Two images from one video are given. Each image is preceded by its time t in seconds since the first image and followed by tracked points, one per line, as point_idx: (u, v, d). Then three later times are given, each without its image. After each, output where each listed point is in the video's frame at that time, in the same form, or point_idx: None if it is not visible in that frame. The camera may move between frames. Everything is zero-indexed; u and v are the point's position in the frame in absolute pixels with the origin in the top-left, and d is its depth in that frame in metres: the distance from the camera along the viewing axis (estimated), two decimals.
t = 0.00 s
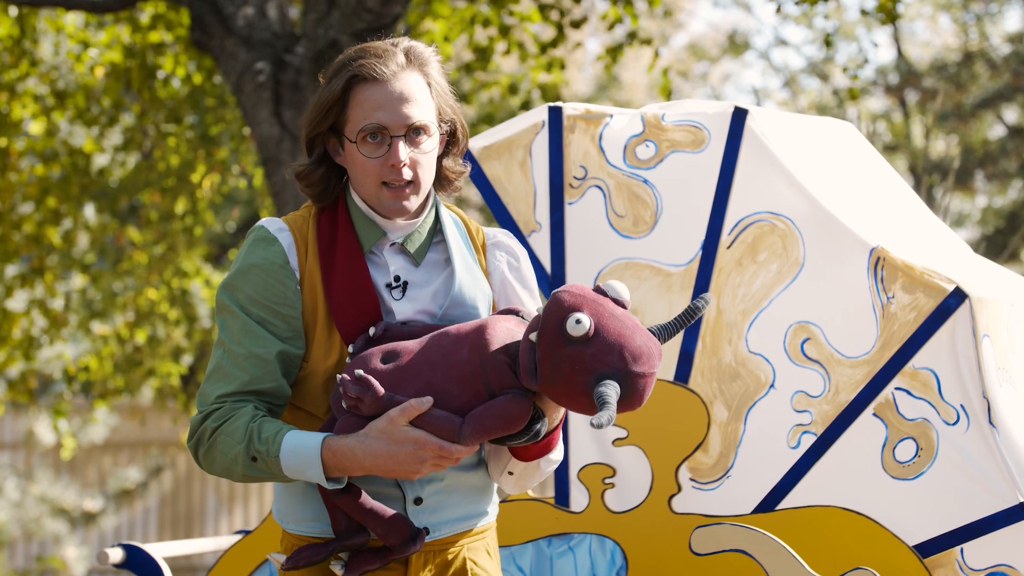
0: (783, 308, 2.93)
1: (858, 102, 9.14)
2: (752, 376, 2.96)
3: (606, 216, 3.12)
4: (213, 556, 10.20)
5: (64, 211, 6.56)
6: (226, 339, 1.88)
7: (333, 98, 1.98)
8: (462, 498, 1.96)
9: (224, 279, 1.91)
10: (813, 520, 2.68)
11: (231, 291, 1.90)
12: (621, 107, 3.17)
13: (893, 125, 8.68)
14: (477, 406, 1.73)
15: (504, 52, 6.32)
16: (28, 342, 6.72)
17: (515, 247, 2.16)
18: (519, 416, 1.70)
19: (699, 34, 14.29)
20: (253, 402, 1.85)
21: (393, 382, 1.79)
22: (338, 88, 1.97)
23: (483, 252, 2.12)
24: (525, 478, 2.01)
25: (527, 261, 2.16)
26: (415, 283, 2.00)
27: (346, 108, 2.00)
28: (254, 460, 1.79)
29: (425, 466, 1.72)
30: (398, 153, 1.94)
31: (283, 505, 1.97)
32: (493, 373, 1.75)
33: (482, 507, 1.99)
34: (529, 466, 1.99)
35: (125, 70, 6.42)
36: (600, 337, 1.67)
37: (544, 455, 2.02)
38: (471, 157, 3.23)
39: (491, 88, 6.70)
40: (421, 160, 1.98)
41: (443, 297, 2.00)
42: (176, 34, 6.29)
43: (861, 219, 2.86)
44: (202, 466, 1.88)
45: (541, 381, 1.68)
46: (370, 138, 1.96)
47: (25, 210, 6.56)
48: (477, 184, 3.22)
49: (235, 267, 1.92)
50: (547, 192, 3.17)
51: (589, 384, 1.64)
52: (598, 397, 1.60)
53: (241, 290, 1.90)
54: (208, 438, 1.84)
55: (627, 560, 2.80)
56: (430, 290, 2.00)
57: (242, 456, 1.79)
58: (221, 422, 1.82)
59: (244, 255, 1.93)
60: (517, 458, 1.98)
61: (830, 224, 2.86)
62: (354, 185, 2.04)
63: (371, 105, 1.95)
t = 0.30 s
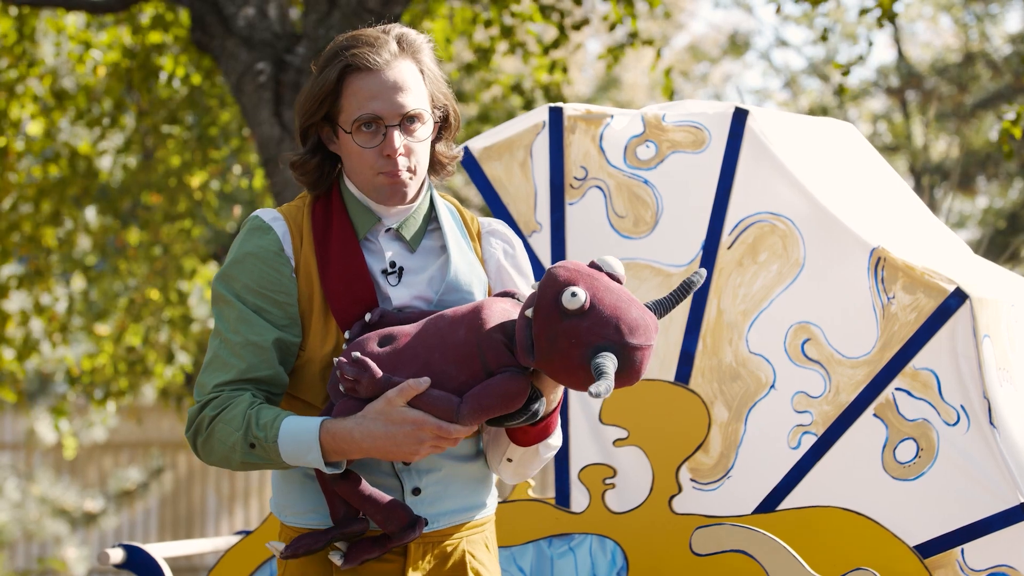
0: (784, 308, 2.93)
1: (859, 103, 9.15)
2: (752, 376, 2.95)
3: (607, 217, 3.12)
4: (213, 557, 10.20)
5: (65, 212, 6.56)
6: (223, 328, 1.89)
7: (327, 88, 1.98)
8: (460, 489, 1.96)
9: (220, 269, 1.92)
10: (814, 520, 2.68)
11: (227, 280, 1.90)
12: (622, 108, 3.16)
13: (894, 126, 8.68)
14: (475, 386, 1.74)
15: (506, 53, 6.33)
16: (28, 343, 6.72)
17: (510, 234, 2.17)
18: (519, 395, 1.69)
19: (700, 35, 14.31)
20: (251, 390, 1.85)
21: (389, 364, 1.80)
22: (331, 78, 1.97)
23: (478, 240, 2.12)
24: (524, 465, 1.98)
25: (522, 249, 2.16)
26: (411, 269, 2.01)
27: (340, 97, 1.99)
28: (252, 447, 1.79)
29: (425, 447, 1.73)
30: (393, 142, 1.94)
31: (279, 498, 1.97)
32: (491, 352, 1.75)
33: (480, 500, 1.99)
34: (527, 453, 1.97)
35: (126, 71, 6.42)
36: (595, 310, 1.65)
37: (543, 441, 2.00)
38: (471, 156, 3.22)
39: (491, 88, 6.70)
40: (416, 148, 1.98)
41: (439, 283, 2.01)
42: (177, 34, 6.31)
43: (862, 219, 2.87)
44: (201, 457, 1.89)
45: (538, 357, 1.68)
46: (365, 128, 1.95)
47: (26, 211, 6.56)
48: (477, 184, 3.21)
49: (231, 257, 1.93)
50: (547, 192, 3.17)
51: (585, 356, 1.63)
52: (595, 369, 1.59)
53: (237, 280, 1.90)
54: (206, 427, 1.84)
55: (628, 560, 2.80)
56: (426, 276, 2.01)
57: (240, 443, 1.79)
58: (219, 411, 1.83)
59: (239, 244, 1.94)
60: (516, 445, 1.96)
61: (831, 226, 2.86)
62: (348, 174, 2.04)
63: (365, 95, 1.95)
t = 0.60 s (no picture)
0: (784, 308, 2.93)
1: (859, 104, 9.15)
2: (752, 377, 2.95)
3: (607, 218, 3.12)
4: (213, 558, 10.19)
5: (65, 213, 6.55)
6: (219, 332, 1.89)
7: (321, 90, 1.99)
8: (456, 491, 1.96)
9: (216, 272, 1.93)
10: (813, 521, 2.68)
11: (222, 284, 1.91)
12: (622, 108, 3.16)
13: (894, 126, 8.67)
14: (472, 389, 1.74)
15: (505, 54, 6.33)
16: (28, 344, 6.71)
17: (506, 236, 2.16)
18: (514, 397, 1.69)
19: (700, 36, 14.30)
20: (247, 394, 1.86)
21: (386, 366, 1.80)
22: (324, 81, 1.98)
23: (473, 241, 2.12)
24: (520, 467, 1.98)
25: (518, 251, 2.16)
26: (406, 270, 2.01)
27: (334, 100, 2.00)
28: (249, 450, 1.80)
29: (421, 451, 1.73)
30: (388, 144, 1.95)
31: (276, 500, 1.97)
32: (487, 355, 1.75)
33: (476, 501, 1.99)
34: (523, 455, 1.96)
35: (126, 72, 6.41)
36: (591, 314, 1.66)
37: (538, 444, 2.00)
38: (471, 157, 3.22)
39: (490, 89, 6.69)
40: (410, 150, 1.99)
41: (434, 284, 2.01)
42: (178, 34, 6.31)
43: (862, 219, 2.87)
44: (198, 460, 1.89)
45: (534, 359, 1.67)
46: (359, 130, 1.96)
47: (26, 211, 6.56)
48: (478, 185, 3.21)
49: (227, 261, 1.94)
50: (548, 193, 3.17)
51: (582, 360, 1.64)
52: (592, 373, 1.60)
53: (233, 283, 1.91)
54: (202, 431, 1.85)
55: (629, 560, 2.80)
56: (421, 277, 2.01)
57: (237, 447, 1.80)
58: (216, 415, 1.83)
59: (235, 248, 1.94)
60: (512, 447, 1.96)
61: (831, 226, 2.86)
62: (342, 175, 2.05)
63: (359, 97, 1.96)
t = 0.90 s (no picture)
0: (784, 310, 2.93)
1: (859, 106, 9.18)
2: (753, 379, 2.95)
3: (608, 220, 3.11)
4: (214, 559, 10.20)
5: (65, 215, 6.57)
6: (215, 333, 1.89)
7: (318, 92, 2.00)
8: (452, 493, 1.96)
9: (213, 274, 1.93)
10: (812, 524, 2.69)
11: (219, 285, 1.92)
12: (623, 110, 3.16)
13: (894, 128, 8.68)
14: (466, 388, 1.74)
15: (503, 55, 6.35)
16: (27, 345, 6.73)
17: (504, 239, 2.16)
18: (508, 398, 1.70)
19: (700, 37, 14.31)
20: (242, 395, 1.86)
21: (381, 365, 1.80)
22: (322, 82, 1.98)
23: (470, 245, 2.12)
24: (516, 470, 1.98)
25: (516, 254, 2.15)
26: (403, 274, 2.01)
27: (331, 102, 2.01)
28: (243, 450, 1.80)
29: (415, 450, 1.73)
30: (385, 147, 1.96)
31: (272, 503, 1.97)
32: (482, 356, 1.75)
33: (474, 504, 1.99)
34: (519, 458, 1.97)
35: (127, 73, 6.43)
36: (586, 314, 1.66)
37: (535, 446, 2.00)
38: (471, 159, 3.22)
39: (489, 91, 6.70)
40: (408, 153, 2.00)
41: (431, 287, 2.00)
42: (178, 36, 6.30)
43: (862, 220, 2.87)
44: (194, 461, 1.89)
45: (529, 360, 1.67)
46: (356, 132, 1.97)
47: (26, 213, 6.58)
48: (478, 186, 3.20)
49: (223, 263, 1.94)
50: (548, 195, 3.17)
51: (576, 360, 1.63)
52: (585, 372, 1.60)
53: (229, 285, 1.91)
54: (197, 431, 1.85)
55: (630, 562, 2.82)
56: (418, 281, 2.00)
57: (232, 447, 1.80)
58: (211, 415, 1.83)
59: (232, 250, 1.94)
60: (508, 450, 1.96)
61: (830, 227, 2.86)
62: (340, 178, 2.06)
63: (357, 99, 1.97)
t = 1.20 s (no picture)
0: (785, 313, 2.92)
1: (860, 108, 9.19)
2: (753, 381, 2.95)
3: (608, 222, 3.11)
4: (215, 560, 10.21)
5: (66, 216, 6.58)
6: (209, 332, 1.90)
7: (327, 106, 1.98)
8: (444, 501, 1.95)
9: (209, 274, 1.94)
10: (810, 526, 2.70)
11: (214, 285, 1.92)
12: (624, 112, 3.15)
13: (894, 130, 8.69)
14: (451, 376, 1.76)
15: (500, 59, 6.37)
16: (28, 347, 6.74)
17: (504, 248, 2.16)
18: (493, 386, 1.72)
19: (701, 40, 14.31)
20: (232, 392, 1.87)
21: (367, 354, 1.81)
22: (330, 96, 1.98)
23: (469, 254, 2.12)
24: (517, 477, 2.02)
25: (516, 262, 2.14)
26: (397, 281, 2.01)
27: (338, 116, 2.00)
28: (229, 441, 1.81)
29: (396, 437, 1.74)
30: (395, 161, 1.96)
31: (264, 507, 1.97)
32: (469, 347, 1.76)
33: (468, 512, 1.98)
34: (518, 463, 2.01)
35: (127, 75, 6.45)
36: (566, 299, 1.67)
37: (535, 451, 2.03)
38: (472, 161, 3.22)
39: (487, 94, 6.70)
40: (415, 165, 2.00)
41: (425, 295, 2.00)
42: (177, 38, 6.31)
43: (863, 223, 2.87)
44: (185, 458, 1.91)
45: (512, 348, 1.69)
46: (366, 147, 1.96)
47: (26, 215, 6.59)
48: (479, 189, 3.20)
49: (219, 263, 1.95)
50: (548, 197, 3.17)
51: (556, 346, 1.64)
52: (564, 356, 1.60)
53: (224, 285, 1.92)
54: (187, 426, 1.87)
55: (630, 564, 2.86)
56: (412, 288, 2.00)
57: (218, 438, 1.82)
58: (200, 409, 1.85)
59: (229, 250, 1.96)
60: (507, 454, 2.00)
61: (831, 229, 2.86)
62: (343, 189, 2.05)
63: (365, 112, 1.96)
